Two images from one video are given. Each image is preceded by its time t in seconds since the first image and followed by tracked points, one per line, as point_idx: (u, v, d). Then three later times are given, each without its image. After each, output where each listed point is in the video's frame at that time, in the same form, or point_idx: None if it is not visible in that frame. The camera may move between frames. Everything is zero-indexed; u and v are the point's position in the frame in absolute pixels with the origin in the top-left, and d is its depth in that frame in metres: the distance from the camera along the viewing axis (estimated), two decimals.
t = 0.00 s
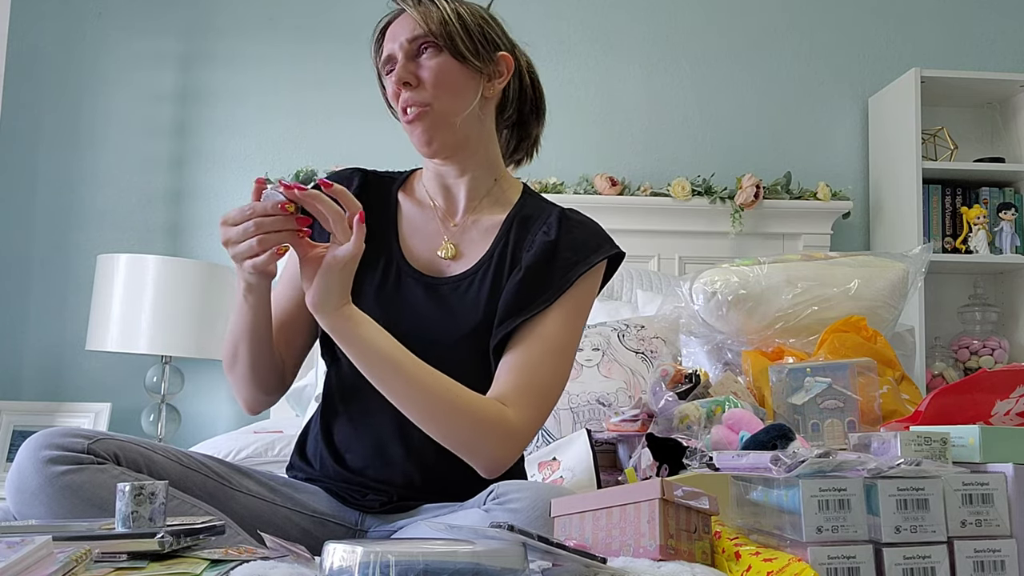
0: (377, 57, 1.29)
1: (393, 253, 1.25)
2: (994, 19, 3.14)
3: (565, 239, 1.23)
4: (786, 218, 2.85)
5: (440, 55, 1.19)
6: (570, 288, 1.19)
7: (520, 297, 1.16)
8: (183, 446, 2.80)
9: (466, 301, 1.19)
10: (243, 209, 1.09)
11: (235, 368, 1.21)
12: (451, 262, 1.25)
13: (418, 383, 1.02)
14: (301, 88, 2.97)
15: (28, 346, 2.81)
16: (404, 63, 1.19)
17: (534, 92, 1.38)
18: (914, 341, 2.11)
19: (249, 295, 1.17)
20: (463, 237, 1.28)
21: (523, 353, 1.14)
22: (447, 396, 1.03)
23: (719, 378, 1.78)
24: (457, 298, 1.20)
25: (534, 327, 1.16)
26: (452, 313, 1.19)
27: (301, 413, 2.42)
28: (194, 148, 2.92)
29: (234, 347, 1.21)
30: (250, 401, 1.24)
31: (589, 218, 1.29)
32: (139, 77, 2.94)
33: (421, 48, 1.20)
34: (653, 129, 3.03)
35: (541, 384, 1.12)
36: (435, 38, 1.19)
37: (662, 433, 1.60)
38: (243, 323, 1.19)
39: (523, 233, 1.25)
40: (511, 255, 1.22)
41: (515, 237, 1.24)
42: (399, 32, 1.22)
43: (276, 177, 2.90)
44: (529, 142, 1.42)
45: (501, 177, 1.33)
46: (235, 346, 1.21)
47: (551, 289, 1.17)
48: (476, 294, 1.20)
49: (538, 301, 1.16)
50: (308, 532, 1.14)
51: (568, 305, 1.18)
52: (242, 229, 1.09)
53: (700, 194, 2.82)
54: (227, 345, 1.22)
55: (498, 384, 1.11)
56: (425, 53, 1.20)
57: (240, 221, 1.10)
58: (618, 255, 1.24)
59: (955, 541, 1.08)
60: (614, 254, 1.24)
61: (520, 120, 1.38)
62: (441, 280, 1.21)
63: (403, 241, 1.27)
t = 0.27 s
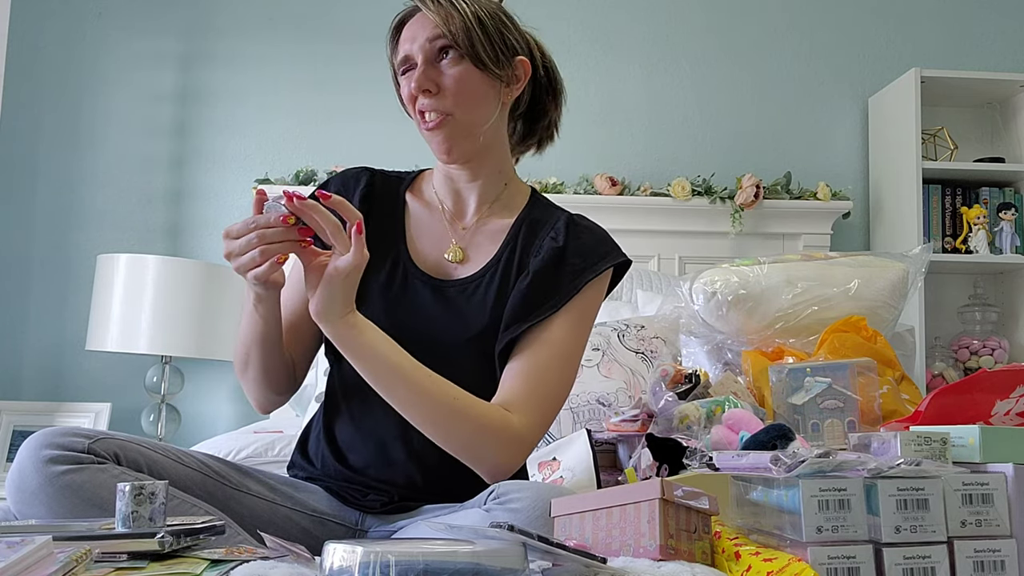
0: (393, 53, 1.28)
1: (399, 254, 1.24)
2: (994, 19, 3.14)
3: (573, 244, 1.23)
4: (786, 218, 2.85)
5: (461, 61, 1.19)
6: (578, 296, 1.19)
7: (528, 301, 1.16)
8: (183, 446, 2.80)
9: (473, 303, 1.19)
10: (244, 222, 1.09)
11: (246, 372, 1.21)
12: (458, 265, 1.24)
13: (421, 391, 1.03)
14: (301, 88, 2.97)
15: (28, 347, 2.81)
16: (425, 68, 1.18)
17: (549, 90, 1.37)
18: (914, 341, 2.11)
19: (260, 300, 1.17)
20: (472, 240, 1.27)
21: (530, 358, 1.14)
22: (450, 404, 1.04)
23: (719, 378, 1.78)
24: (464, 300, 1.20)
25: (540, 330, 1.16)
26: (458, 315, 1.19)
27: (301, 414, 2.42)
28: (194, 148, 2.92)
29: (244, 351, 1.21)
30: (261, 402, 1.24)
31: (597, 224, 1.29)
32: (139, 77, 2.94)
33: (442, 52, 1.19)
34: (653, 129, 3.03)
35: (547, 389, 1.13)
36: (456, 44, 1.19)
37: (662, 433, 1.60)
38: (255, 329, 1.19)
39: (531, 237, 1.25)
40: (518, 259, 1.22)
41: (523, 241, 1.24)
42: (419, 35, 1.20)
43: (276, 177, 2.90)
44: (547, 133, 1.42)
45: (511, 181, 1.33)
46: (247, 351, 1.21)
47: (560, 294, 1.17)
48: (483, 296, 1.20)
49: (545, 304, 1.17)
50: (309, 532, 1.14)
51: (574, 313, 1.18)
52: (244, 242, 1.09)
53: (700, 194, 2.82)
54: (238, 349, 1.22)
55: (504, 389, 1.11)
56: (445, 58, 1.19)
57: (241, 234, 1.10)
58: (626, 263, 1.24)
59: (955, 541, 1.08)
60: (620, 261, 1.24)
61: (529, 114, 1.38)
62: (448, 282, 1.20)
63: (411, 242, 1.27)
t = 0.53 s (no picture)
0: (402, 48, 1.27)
1: (403, 254, 1.24)
2: (993, 19, 3.14)
3: (578, 247, 1.23)
4: (786, 218, 2.84)
5: (477, 64, 1.18)
6: (583, 297, 1.19)
7: (531, 303, 1.17)
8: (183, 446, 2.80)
9: (477, 304, 1.20)
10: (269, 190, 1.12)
11: (251, 362, 1.21)
12: (463, 267, 1.24)
13: (427, 376, 1.01)
14: (301, 88, 2.97)
15: (28, 347, 2.81)
16: (440, 72, 1.18)
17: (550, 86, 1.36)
18: (914, 341, 2.11)
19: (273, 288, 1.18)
20: (478, 241, 1.27)
21: (535, 357, 1.13)
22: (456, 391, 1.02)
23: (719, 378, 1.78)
24: (468, 301, 1.20)
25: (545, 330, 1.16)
26: (461, 316, 1.19)
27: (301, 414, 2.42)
28: (194, 148, 2.92)
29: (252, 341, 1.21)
30: (264, 396, 1.24)
31: (604, 227, 1.29)
32: (139, 77, 2.94)
33: (459, 56, 1.19)
34: (653, 129, 3.02)
35: (551, 389, 1.11)
36: (472, 47, 1.18)
37: (662, 433, 1.60)
38: (262, 318, 1.20)
39: (536, 239, 1.25)
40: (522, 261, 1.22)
41: (528, 243, 1.24)
42: (432, 37, 1.20)
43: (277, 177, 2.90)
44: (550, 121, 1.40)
45: (518, 181, 1.33)
46: (253, 341, 1.21)
47: (565, 297, 1.17)
48: (487, 297, 1.20)
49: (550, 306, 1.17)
50: (309, 532, 1.14)
51: (579, 314, 1.18)
52: (265, 206, 1.12)
53: (700, 194, 2.82)
54: (244, 339, 1.22)
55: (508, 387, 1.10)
56: (460, 61, 1.19)
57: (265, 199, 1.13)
58: (632, 268, 1.24)
59: (955, 541, 1.08)
60: (627, 266, 1.23)
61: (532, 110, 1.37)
62: (451, 284, 1.21)
63: (416, 241, 1.27)
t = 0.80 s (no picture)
0: (408, 46, 1.26)
1: (407, 258, 1.24)
2: (994, 18, 3.14)
3: (584, 252, 1.22)
4: (786, 217, 2.85)
5: (492, 67, 1.19)
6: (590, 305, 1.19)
7: (538, 311, 1.17)
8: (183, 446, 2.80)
9: (482, 309, 1.20)
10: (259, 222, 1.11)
11: (254, 371, 1.21)
12: (468, 271, 1.24)
13: (436, 395, 1.03)
14: (301, 88, 2.97)
15: (28, 347, 2.81)
16: (456, 74, 1.18)
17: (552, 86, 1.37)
18: (914, 341, 2.11)
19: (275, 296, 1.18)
20: (482, 244, 1.27)
21: (542, 365, 1.14)
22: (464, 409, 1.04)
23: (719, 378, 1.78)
24: (473, 305, 1.20)
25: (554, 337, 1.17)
26: (466, 321, 1.19)
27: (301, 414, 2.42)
28: (195, 148, 2.92)
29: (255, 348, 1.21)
30: (268, 400, 1.24)
31: (610, 230, 1.29)
32: (139, 77, 2.94)
33: (475, 59, 1.19)
34: (653, 129, 3.03)
35: (558, 397, 1.13)
36: (487, 49, 1.19)
37: (662, 433, 1.60)
38: (266, 329, 1.20)
39: (541, 244, 1.25)
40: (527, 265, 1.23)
41: (533, 247, 1.24)
42: (446, 37, 1.19)
43: (277, 177, 2.90)
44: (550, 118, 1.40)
45: (523, 185, 1.34)
46: (256, 349, 1.21)
47: (571, 303, 1.18)
48: (492, 302, 1.20)
49: (558, 313, 1.17)
50: (309, 532, 1.14)
51: (585, 321, 1.18)
52: (256, 242, 1.11)
53: (700, 194, 2.82)
54: (247, 345, 1.22)
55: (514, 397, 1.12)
56: (475, 64, 1.19)
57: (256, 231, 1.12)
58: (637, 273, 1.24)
59: (955, 541, 1.08)
60: (632, 271, 1.24)
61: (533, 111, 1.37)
62: (455, 288, 1.21)
63: (420, 245, 1.27)
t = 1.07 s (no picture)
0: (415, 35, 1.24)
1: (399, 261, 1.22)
2: (994, 18, 3.14)
3: (578, 248, 1.22)
4: (786, 218, 2.85)
5: (489, 78, 1.17)
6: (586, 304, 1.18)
7: (532, 314, 1.17)
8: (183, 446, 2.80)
9: (474, 312, 1.20)
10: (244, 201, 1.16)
11: (248, 375, 1.21)
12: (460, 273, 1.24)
13: (471, 358, 1.04)
14: (301, 88, 2.97)
15: (28, 346, 2.81)
16: (451, 76, 1.16)
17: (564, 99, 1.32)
18: (914, 341, 2.11)
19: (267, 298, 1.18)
20: (471, 247, 1.27)
21: (548, 351, 1.14)
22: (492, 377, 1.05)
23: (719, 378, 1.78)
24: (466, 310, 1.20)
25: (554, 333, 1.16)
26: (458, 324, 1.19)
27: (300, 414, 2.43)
28: (195, 148, 2.92)
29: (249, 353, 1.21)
30: (265, 406, 1.24)
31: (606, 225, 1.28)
32: (139, 77, 2.94)
33: (472, 64, 1.17)
34: (653, 129, 3.03)
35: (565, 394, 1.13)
36: (486, 59, 1.17)
37: (662, 434, 1.59)
38: (258, 328, 1.19)
39: (535, 240, 1.24)
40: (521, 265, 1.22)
41: (527, 245, 1.23)
42: (449, 37, 1.17)
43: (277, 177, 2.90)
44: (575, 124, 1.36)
45: (514, 185, 1.30)
46: (250, 351, 1.21)
47: (568, 300, 1.17)
48: (485, 306, 1.20)
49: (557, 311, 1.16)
50: (309, 532, 1.14)
51: (580, 320, 1.18)
52: (244, 219, 1.15)
53: (700, 195, 2.82)
54: (240, 351, 1.22)
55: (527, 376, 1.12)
56: (472, 69, 1.17)
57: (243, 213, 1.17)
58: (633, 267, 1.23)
59: (955, 541, 1.08)
60: (628, 264, 1.23)
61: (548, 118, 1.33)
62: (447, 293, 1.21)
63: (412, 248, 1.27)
